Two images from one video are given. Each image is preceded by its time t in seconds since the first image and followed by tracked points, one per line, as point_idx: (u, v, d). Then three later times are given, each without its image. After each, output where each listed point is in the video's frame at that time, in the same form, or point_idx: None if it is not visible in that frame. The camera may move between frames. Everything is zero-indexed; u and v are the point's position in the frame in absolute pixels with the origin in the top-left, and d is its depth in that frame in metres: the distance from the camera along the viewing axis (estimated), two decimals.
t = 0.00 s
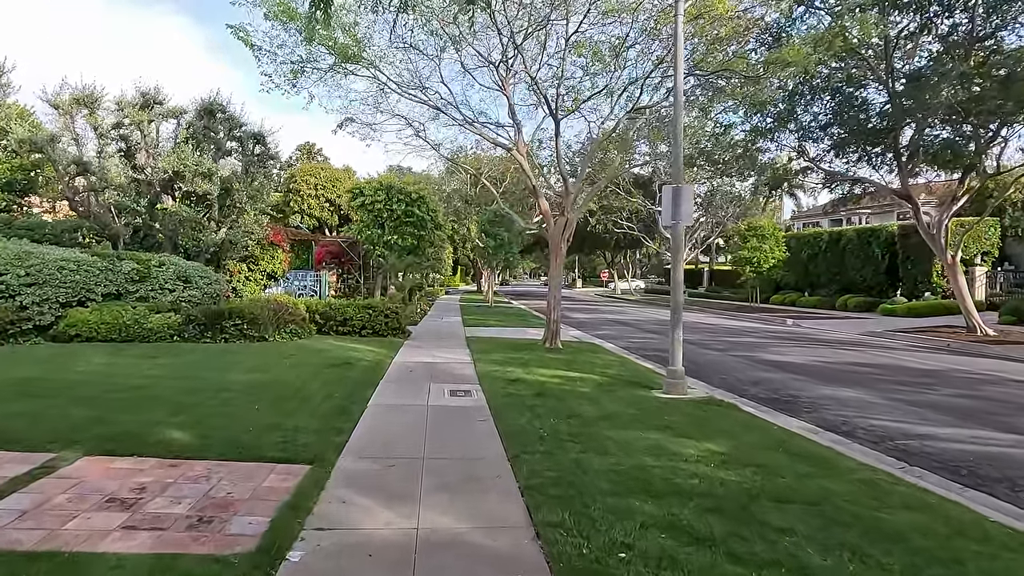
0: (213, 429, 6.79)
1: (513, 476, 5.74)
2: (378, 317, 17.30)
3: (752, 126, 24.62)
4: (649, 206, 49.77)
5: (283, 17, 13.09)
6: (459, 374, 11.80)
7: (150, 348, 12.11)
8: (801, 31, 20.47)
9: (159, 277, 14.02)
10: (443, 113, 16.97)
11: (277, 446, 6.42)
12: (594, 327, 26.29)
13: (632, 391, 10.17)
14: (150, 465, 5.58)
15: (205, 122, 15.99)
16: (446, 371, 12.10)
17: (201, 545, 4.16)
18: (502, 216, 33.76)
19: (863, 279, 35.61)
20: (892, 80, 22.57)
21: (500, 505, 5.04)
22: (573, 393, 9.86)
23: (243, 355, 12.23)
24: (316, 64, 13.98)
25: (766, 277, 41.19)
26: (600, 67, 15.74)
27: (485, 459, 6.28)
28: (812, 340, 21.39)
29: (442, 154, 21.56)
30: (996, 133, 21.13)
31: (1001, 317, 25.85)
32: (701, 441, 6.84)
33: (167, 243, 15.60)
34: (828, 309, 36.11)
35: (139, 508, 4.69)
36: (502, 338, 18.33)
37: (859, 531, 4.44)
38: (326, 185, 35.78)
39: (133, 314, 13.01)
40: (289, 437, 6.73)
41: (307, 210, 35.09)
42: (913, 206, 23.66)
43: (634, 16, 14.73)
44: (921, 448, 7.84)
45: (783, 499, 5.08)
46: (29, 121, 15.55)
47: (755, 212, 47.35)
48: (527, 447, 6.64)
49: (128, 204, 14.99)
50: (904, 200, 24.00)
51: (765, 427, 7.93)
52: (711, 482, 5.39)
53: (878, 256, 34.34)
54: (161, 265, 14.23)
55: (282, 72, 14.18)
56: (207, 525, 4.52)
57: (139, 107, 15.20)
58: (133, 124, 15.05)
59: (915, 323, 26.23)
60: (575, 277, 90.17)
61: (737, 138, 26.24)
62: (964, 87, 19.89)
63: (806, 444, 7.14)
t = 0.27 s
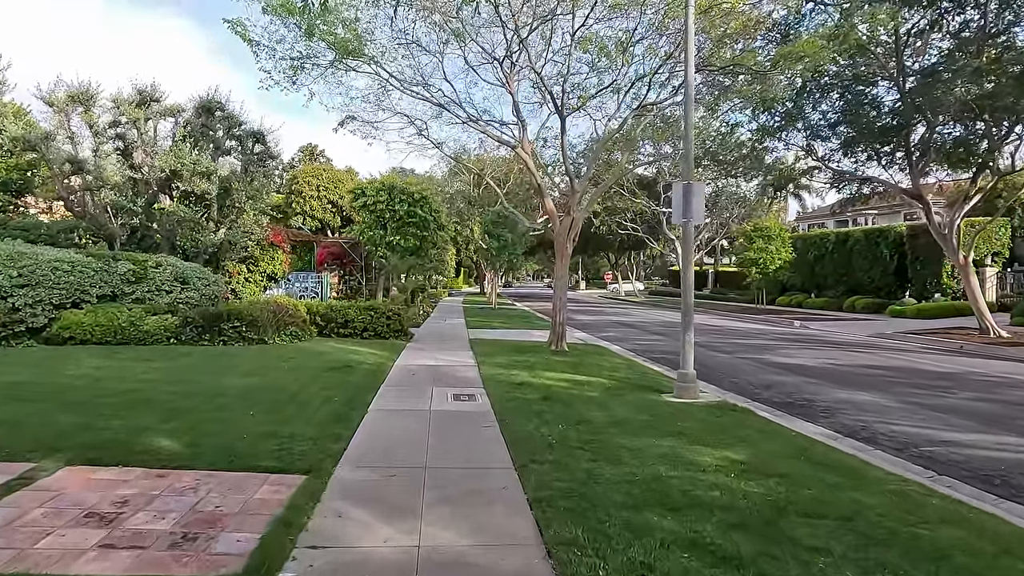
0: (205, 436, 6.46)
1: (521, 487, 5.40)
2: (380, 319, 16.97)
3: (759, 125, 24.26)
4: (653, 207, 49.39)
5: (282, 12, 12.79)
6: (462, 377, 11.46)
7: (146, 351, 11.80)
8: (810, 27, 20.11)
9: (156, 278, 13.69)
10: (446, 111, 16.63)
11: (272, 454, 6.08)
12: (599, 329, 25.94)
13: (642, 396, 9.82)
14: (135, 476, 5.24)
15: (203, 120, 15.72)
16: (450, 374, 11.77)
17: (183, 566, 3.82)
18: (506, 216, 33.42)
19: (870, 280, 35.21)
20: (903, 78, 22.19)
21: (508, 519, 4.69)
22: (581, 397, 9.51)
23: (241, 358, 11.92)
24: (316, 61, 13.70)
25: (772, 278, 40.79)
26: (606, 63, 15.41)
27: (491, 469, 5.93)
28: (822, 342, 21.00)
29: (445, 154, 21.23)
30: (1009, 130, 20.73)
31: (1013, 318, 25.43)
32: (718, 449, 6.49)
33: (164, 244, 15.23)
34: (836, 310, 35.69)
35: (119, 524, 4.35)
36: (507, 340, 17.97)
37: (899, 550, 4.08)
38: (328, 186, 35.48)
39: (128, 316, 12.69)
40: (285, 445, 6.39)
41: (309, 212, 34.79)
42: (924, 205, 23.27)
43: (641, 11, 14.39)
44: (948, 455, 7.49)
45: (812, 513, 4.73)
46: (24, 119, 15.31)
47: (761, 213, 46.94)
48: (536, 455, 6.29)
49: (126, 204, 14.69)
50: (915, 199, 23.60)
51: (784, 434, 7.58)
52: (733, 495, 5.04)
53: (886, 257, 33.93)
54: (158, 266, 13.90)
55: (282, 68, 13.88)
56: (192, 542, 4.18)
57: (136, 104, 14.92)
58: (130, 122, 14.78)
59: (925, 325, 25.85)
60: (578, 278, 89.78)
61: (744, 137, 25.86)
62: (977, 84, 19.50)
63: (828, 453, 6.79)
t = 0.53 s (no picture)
0: (193, 451, 6.14)
1: (527, 509, 5.06)
2: (380, 323, 16.67)
3: (765, 125, 23.90)
4: (656, 209, 49.02)
5: (279, 9, 12.49)
6: (464, 384, 11.13)
7: (139, 357, 11.49)
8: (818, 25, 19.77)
9: (150, 282, 13.37)
10: (447, 111, 16.31)
11: (263, 471, 5.75)
12: (603, 332, 25.59)
13: (650, 405, 9.48)
14: (114, 497, 4.91)
15: (200, 121, 15.38)
16: (451, 381, 11.45)
17: None
18: (508, 218, 33.08)
19: (876, 282, 34.84)
20: (911, 77, 21.84)
21: (512, 545, 4.35)
22: (586, 407, 9.17)
23: (236, 365, 11.60)
24: (314, 60, 13.39)
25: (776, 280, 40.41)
26: (610, 62, 15.08)
27: (494, 487, 5.59)
28: (829, 346, 20.65)
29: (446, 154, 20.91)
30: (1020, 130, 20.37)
31: None
32: (734, 465, 6.15)
33: (160, 247, 14.94)
34: (841, 313, 35.31)
35: (92, 554, 4.02)
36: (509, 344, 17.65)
37: None
38: (329, 188, 35.14)
39: (121, 321, 12.38)
40: (277, 461, 6.07)
41: (310, 214, 34.49)
42: (933, 207, 22.91)
43: (647, 8, 14.06)
44: (972, 469, 7.16)
45: (840, 540, 4.39)
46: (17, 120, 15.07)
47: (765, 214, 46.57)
48: (541, 472, 5.96)
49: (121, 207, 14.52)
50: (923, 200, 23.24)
51: (800, 446, 7.25)
52: (753, 518, 4.70)
53: (893, 258, 33.55)
54: (152, 269, 13.57)
55: (279, 67, 13.57)
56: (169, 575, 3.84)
57: (130, 104, 14.60)
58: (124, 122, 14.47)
59: (934, 328, 25.48)
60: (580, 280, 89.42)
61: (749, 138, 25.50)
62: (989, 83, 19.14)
63: (849, 468, 6.44)
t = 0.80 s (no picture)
0: (188, 461, 5.84)
1: (540, 524, 4.74)
2: (384, 325, 16.38)
3: (775, 124, 23.53)
4: (662, 209, 48.64)
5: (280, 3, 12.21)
6: (470, 388, 10.82)
7: (137, 361, 11.22)
8: (829, 21, 19.41)
9: (149, 284, 13.08)
10: (452, 108, 16.00)
11: (261, 483, 5.45)
12: (609, 333, 25.22)
13: (663, 411, 9.16)
14: (100, 513, 4.61)
15: (200, 119, 15.07)
16: (457, 385, 11.14)
17: None
18: (513, 219, 32.76)
19: (886, 283, 34.41)
20: (924, 74, 21.45)
21: (526, 566, 4.04)
22: (597, 413, 8.86)
23: (237, 368, 11.31)
24: (316, 56, 13.10)
25: (784, 281, 40.00)
26: (619, 59, 14.75)
27: (504, 501, 5.26)
28: (841, 348, 20.26)
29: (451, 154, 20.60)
30: None
31: None
32: (757, 475, 5.82)
33: (160, 248, 14.68)
34: (850, 314, 34.89)
35: None
36: (515, 346, 17.32)
37: None
38: (332, 189, 34.86)
39: (119, 323, 12.11)
40: (276, 471, 5.76)
41: (313, 215, 34.23)
42: (946, 206, 22.51)
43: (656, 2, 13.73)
44: (1005, 479, 6.81)
45: (880, 562, 4.05)
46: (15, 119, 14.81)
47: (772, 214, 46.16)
48: (554, 484, 5.64)
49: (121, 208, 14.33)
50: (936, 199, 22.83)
51: (823, 455, 6.91)
52: (783, 537, 4.37)
53: (902, 259, 33.13)
54: (152, 271, 13.28)
55: (281, 63, 13.27)
56: None
57: (129, 102, 14.29)
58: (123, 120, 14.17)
59: (946, 329, 25.06)
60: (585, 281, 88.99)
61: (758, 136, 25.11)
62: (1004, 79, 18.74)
63: (878, 479, 6.10)
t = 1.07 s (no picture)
0: (181, 472, 5.53)
1: (558, 543, 4.39)
2: (389, 326, 16.07)
3: (786, 121, 23.13)
4: (669, 209, 48.23)
5: None
6: (478, 392, 10.48)
7: (136, 364, 10.92)
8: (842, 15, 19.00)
9: (149, 285, 12.79)
10: (457, 105, 15.65)
11: (258, 497, 5.13)
12: (617, 334, 24.85)
13: (679, 416, 8.81)
14: (84, 532, 4.29)
15: (200, 116, 14.82)
16: (464, 389, 10.82)
17: None
18: (519, 218, 32.42)
19: (897, 282, 33.92)
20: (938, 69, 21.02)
21: None
22: (610, 418, 8.51)
23: (237, 371, 11.01)
24: (319, 51, 12.80)
25: (793, 281, 39.55)
26: (628, 53, 14.40)
27: (518, 516, 4.92)
28: (855, 349, 19.83)
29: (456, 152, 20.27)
30: None
31: None
32: (786, 488, 5.47)
33: (160, 246, 14.34)
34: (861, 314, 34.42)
35: None
36: (522, 348, 16.98)
37: None
38: (337, 189, 34.57)
39: (117, 326, 11.83)
40: (275, 484, 5.44)
41: (317, 215, 33.95)
42: (961, 203, 22.05)
43: None
44: None
45: None
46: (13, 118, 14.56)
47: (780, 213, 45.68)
48: (570, 497, 5.30)
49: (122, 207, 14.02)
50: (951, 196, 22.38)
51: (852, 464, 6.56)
52: (823, 559, 4.02)
53: (914, 258, 32.65)
54: (151, 271, 12.98)
55: (283, 59, 12.95)
56: None
57: (129, 100, 14.10)
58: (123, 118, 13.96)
59: (960, 329, 24.59)
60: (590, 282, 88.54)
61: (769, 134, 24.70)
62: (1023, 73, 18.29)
63: (914, 491, 5.74)
